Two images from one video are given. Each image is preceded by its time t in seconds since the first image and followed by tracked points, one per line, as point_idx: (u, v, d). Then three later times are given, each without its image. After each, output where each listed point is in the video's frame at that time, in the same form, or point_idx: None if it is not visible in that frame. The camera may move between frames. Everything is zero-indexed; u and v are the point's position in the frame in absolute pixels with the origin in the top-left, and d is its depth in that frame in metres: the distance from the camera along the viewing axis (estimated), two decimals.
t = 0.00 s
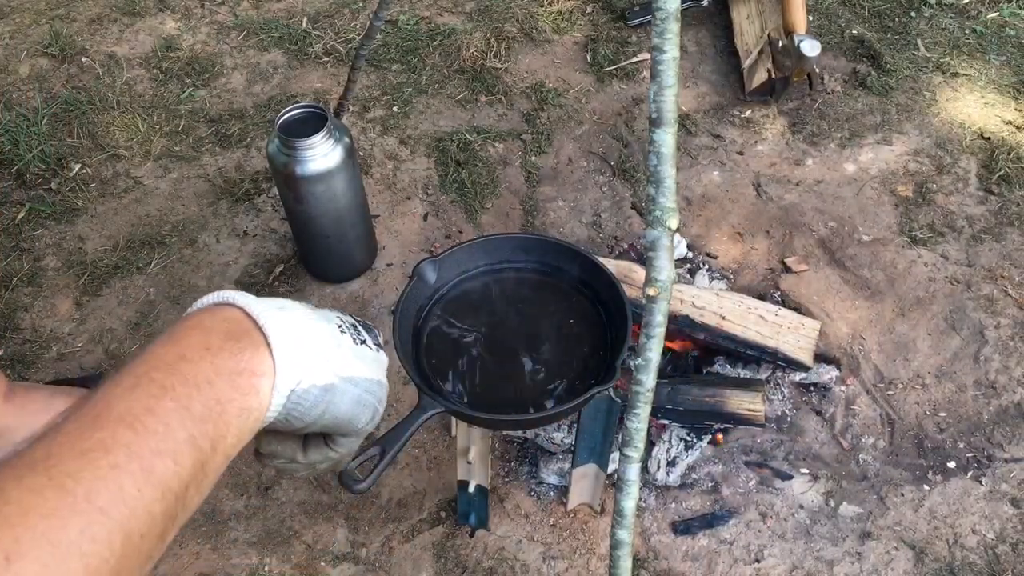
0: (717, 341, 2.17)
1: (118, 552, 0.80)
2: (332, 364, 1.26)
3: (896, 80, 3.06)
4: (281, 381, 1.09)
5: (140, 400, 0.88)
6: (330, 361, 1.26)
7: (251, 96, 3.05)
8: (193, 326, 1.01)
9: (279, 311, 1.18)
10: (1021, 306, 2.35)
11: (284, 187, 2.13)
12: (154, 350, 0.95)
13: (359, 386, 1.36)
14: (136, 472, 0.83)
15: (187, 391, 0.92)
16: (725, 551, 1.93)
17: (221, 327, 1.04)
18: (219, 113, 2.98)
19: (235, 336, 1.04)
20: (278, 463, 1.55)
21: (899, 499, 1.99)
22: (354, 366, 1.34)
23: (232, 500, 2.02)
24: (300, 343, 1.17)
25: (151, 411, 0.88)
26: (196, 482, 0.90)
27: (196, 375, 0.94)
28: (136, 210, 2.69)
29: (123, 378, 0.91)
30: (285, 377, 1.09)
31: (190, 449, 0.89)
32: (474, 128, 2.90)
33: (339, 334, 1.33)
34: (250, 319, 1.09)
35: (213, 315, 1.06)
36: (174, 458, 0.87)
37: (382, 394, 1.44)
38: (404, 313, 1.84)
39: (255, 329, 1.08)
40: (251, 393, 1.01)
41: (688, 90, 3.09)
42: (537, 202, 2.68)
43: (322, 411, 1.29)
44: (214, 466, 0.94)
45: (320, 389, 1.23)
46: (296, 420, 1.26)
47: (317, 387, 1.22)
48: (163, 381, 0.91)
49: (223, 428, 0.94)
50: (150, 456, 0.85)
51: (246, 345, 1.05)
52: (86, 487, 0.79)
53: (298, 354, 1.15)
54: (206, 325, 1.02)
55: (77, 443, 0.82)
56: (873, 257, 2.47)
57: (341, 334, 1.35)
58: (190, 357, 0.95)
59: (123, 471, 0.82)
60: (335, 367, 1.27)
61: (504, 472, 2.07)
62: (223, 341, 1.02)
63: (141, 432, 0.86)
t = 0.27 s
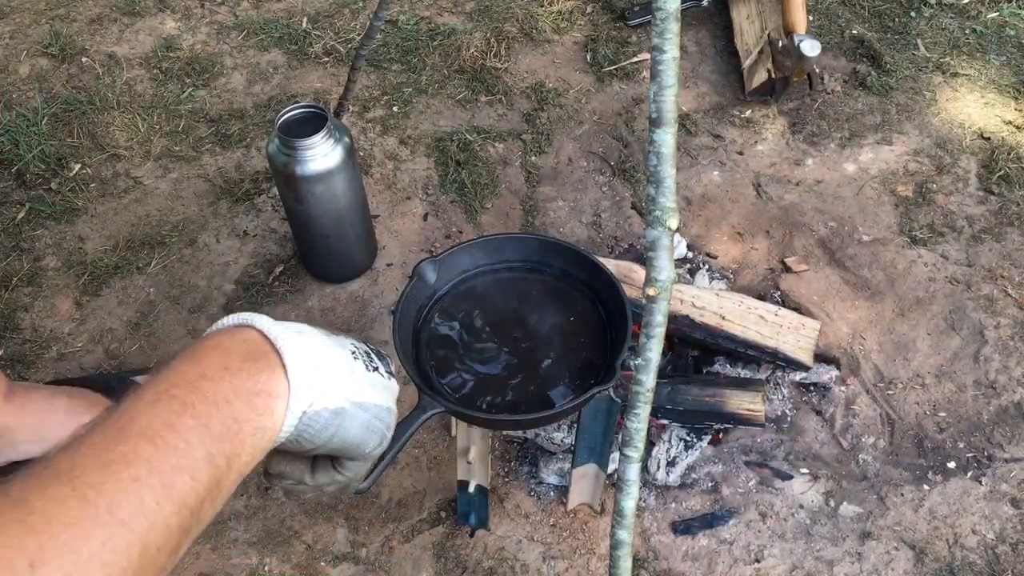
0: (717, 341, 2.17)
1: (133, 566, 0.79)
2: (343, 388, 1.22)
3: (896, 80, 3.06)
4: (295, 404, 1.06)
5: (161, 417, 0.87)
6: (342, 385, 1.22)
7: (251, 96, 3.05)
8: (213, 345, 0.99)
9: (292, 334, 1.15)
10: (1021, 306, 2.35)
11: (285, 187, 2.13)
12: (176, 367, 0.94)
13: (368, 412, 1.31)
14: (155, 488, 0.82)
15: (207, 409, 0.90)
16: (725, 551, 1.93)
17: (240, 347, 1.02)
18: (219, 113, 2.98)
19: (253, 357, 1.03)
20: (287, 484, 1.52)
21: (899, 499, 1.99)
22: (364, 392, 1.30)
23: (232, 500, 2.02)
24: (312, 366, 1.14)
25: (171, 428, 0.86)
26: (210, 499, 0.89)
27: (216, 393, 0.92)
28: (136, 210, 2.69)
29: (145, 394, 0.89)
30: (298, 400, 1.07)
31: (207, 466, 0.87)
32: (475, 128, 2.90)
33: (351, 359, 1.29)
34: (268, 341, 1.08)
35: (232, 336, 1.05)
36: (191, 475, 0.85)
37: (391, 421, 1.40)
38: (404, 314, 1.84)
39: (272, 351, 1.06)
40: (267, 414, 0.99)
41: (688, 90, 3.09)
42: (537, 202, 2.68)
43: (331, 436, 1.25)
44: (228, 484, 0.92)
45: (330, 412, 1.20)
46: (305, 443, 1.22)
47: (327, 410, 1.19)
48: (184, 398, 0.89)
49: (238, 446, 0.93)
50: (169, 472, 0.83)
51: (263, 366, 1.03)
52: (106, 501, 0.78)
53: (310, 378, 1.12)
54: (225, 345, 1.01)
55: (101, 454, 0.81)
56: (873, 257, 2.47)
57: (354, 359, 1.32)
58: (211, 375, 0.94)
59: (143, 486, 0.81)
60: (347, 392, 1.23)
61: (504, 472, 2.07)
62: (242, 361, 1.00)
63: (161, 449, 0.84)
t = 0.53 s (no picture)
0: (718, 340, 2.17)
1: None
2: (294, 432, 1.18)
3: (896, 80, 3.06)
4: (239, 456, 1.02)
5: (99, 472, 0.84)
6: (292, 427, 1.17)
7: (251, 96, 3.05)
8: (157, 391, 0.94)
9: (241, 373, 1.11)
10: (1021, 306, 2.35)
11: (285, 187, 2.13)
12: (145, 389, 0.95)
13: (323, 452, 1.26)
14: (80, 546, 0.82)
15: (146, 467, 0.87)
16: (725, 551, 1.93)
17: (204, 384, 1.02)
18: (219, 113, 2.98)
19: (198, 405, 0.98)
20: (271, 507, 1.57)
21: (899, 499, 1.99)
22: (321, 431, 1.25)
23: (232, 500, 2.02)
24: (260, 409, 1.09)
25: (107, 486, 0.84)
26: (138, 548, 0.89)
27: (158, 450, 0.89)
28: (136, 209, 2.69)
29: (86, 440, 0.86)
30: (244, 450, 1.03)
31: (138, 523, 0.87)
32: (475, 128, 2.90)
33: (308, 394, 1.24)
34: (216, 388, 1.03)
35: (182, 376, 1.00)
36: (120, 535, 0.85)
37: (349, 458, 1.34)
38: (404, 313, 1.84)
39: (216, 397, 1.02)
40: (208, 468, 0.96)
41: (688, 90, 3.09)
42: (537, 202, 2.68)
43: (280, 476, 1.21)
44: (160, 533, 0.92)
45: (278, 458, 1.15)
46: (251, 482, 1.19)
47: (275, 455, 1.14)
48: (124, 454, 0.86)
49: (175, 501, 0.91)
50: (97, 531, 0.83)
51: (207, 416, 0.98)
52: (26, 563, 0.78)
53: (257, 423, 1.07)
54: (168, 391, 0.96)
55: (26, 513, 0.80)
56: (874, 256, 2.47)
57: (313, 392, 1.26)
58: (154, 428, 0.90)
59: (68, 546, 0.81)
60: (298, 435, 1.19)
61: (504, 472, 2.07)
62: (190, 409, 0.96)
63: (94, 508, 0.83)
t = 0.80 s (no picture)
0: (718, 340, 2.17)
1: None
2: (233, 413, 1.14)
3: (896, 80, 3.06)
4: (171, 446, 1.00)
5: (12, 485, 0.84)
6: (230, 410, 1.14)
7: (252, 96, 3.05)
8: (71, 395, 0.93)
9: (168, 361, 1.08)
10: (1021, 306, 2.35)
11: (285, 187, 2.13)
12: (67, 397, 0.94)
13: (275, 428, 1.22)
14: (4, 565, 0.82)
15: (59, 476, 0.87)
16: (724, 551, 1.93)
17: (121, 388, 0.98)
18: (219, 113, 2.98)
19: (118, 399, 0.97)
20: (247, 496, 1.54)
21: (899, 499, 1.99)
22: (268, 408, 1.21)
23: (232, 500, 2.02)
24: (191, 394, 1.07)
25: (26, 495, 0.84)
26: (70, 558, 0.89)
27: (73, 456, 0.88)
28: (136, 209, 2.69)
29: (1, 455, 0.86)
30: (173, 443, 1.00)
31: (62, 533, 0.87)
32: (475, 128, 2.90)
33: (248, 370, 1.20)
34: (140, 379, 1.01)
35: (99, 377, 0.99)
36: (41, 545, 0.85)
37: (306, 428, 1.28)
38: (404, 313, 1.84)
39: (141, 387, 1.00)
40: (136, 466, 0.94)
41: (688, 90, 3.09)
42: (537, 202, 2.68)
43: (234, 464, 1.17)
44: (94, 538, 0.92)
45: (221, 443, 1.12)
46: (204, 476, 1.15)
47: (218, 441, 1.11)
48: (40, 463, 0.86)
49: (102, 505, 0.91)
50: (17, 548, 0.83)
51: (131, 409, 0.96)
52: None
53: (188, 410, 1.04)
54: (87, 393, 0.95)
55: None
56: (873, 257, 2.47)
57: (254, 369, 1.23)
58: (65, 439, 0.88)
59: None
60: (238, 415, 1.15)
61: (504, 472, 2.07)
62: (108, 407, 0.94)
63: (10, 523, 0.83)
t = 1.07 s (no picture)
0: (718, 341, 2.17)
1: None
2: (215, 388, 1.23)
3: (896, 80, 3.06)
4: (151, 427, 1.09)
5: None
6: (211, 385, 1.22)
7: (252, 96, 3.05)
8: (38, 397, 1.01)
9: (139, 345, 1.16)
10: (1021, 306, 2.35)
11: (284, 187, 2.13)
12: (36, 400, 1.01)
13: (262, 395, 1.31)
14: None
15: (39, 470, 0.94)
16: (724, 550, 1.92)
17: (89, 384, 1.06)
18: (219, 113, 2.98)
19: (91, 389, 1.05)
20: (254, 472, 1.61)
21: (899, 499, 1.99)
22: (249, 378, 1.29)
23: (233, 500, 2.02)
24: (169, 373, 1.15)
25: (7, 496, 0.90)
26: (56, 555, 0.95)
27: (46, 451, 0.95)
28: (136, 210, 2.69)
29: None
30: (153, 424, 1.09)
31: (43, 529, 0.93)
32: (475, 128, 2.90)
33: (224, 344, 1.28)
34: (112, 372, 1.09)
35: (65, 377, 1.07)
36: (26, 544, 0.90)
37: (294, 392, 1.37)
38: (404, 313, 1.84)
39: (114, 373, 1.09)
40: (111, 454, 1.02)
41: (688, 90, 3.09)
42: (537, 202, 2.68)
43: (225, 438, 1.26)
44: (79, 532, 0.99)
45: (206, 419, 1.21)
46: (200, 455, 1.25)
47: (202, 418, 1.20)
48: (13, 461, 0.92)
49: (82, 498, 0.98)
50: None
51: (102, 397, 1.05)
52: None
53: (167, 389, 1.13)
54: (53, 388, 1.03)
55: None
56: (873, 257, 2.47)
57: (231, 341, 1.30)
58: (41, 434, 0.96)
59: None
60: (220, 389, 1.23)
61: (504, 472, 2.07)
62: (80, 403, 1.02)
63: None
